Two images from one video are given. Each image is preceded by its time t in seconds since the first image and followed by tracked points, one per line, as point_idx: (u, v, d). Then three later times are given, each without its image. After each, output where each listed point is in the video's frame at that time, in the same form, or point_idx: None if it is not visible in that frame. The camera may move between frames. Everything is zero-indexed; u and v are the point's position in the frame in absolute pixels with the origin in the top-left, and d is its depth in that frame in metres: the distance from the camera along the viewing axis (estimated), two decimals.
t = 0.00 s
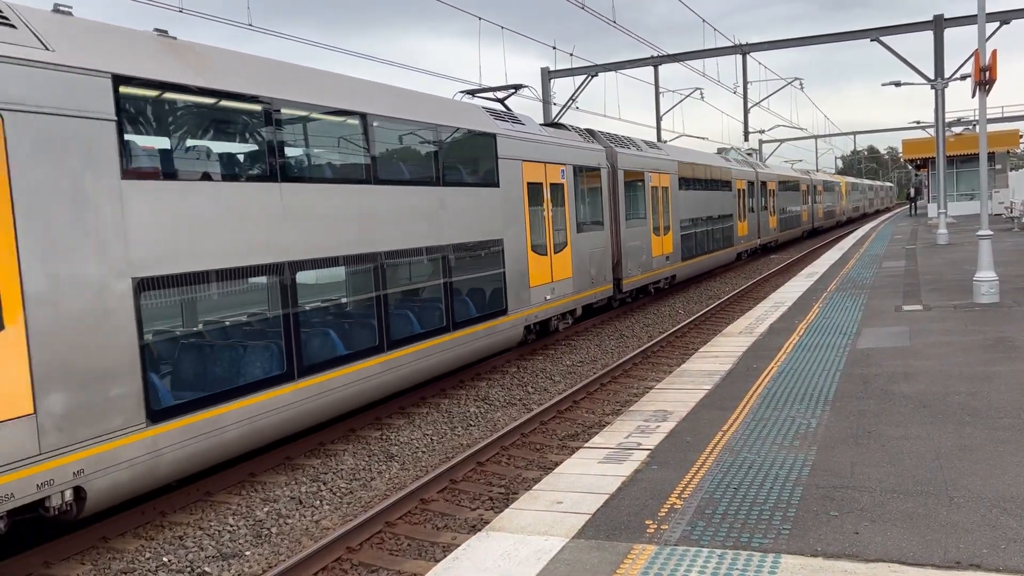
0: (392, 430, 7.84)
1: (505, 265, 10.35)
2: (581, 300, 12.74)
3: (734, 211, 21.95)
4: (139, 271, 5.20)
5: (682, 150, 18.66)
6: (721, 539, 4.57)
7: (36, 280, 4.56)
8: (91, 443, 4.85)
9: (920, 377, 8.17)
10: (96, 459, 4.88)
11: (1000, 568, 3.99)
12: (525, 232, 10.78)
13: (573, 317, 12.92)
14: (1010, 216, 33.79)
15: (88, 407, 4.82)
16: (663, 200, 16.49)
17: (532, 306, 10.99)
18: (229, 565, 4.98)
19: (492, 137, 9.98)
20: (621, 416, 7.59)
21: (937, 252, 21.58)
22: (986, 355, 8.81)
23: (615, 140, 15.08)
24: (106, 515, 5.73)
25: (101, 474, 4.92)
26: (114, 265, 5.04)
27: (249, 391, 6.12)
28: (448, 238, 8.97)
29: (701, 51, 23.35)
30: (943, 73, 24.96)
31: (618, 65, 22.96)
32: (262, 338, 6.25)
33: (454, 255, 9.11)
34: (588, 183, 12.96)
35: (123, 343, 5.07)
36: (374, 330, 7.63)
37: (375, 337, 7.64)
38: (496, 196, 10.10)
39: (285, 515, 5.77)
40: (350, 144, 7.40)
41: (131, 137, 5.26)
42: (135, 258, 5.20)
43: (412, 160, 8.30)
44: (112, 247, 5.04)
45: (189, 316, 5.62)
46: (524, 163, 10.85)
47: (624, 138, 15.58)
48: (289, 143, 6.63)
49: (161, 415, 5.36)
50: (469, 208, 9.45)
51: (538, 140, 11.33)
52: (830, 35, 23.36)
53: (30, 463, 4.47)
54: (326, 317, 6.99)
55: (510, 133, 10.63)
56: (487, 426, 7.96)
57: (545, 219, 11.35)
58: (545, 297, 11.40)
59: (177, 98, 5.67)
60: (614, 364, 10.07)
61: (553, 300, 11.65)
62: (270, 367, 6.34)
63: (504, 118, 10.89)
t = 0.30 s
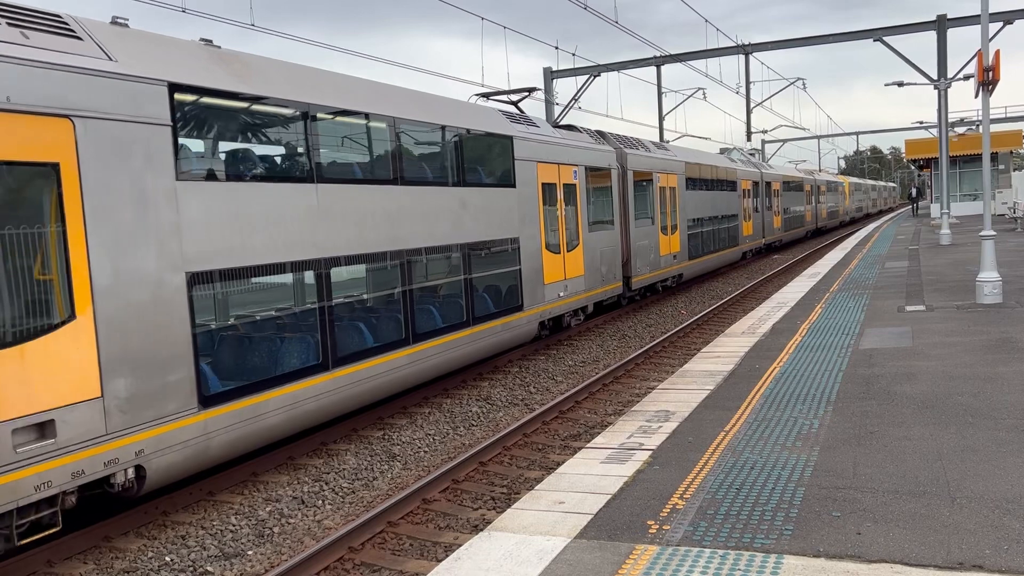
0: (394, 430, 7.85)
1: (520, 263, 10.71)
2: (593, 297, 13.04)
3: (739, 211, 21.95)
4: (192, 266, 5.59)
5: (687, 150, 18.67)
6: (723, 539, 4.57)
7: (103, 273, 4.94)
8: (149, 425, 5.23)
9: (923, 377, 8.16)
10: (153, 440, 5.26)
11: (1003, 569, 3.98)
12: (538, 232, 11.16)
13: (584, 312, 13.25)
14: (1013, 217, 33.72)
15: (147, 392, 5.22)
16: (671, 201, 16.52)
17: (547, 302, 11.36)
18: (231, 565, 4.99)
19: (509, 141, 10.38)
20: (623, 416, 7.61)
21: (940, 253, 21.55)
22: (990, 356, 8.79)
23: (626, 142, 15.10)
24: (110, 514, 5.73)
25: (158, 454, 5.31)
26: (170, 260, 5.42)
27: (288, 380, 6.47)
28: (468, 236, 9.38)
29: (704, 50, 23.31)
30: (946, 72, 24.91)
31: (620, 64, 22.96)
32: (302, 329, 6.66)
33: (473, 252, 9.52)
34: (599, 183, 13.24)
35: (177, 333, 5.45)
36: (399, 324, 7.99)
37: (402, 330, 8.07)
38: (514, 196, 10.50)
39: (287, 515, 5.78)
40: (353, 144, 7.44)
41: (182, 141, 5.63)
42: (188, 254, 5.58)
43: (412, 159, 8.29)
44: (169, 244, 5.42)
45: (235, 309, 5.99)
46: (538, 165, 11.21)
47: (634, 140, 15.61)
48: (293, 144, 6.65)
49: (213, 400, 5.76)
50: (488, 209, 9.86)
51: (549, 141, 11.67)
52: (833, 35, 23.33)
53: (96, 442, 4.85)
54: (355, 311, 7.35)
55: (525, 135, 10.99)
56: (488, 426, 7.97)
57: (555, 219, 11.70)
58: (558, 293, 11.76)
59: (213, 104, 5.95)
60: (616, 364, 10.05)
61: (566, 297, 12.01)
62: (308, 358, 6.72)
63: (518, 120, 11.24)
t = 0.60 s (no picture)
0: (396, 430, 7.85)
1: (534, 260, 10.91)
2: (603, 295, 13.14)
3: (743, 211, 21.91)
4: (233, 262, 5.91)
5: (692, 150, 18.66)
6: (724, 540, 4.57)
7: (153, 268, 5.26)
8: (194, 412, 5.54)
9: (925, 378, 8.15)
10: (198, 426, 5.57)
11: (1006, 571, 3.98)
12: (551, 232, 11.30)
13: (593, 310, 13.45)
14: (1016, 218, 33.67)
15: (193, 380, 5.53)
16: (678, 202, 16.52)
17: (559, 300, 11.52)
18: (232, 565, 4.99)
19: (524, 143, 10.60)
20: (625, 417, 7.62)
21: (943, 254, 21.53)
22: (992, 357, 8.78)
23: (633, 143, 15.12)
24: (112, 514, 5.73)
25: (202, 440, 5.62)
26: (213, 257, 5.74)
27: (319, 371, 6.79)
28: (486, 235, 9.67)
29: (706, 51, 23.27)
30: (949, 73, 24.86)
31: (623, 65, 22.94)
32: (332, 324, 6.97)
33: (490, 249, 9.78)
34: (609, 183, 13.31)
35: (219, 325, 5.76)
36: (421, 319, 8.31)
37: (422, 326, 8.36)
38: (530, 197, 10.74)
39: (289, 515, 5.78)
40: (358, 144, 7.45)
41: (222, 144, 5.93)
42: (228, 250, 5.89)
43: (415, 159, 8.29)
44: (211, 241, 5.74)
45: (273, 303, 6.32)
46: (551, 166, 11.37)
47: (641, 141, 15.62)
48: (295, 144, 6.66)
49: (251, 389, 6.06)
50: (505, 209, 10.13)
51: (562, 143, 11.82)
52: (836, 35, 23.30)
53: (146, 428, 5.17)
54: (381, 306, 7.68)
55: (538, 137, 11.17)
56: (491, 427, 7.97)
57: (567, 218, 11.79)
58: (569, 291, 11.88)
59: (245, 106, 6.20)
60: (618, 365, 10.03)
61: (577, 295, 12.12)
62: (336, 351, 7.03)
63: (531, 122, 11.40)
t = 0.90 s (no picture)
0: (397, 430, 7.85)
1: (545, 259, 10.94)
2: (612, 294, 13.18)
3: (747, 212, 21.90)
4: (264, 259, 6.16)
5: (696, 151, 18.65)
6: (726, 541, 4.56)
7: (192, 265, 5.53)
8: (228, 402, 5.79)
9: (928, 379, 8.14)
10: (232, 415, 5.83)
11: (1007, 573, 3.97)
12: (561, 232, 11.33)
13: (601, 309, 13.55)
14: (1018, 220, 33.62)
15: (226, 371, 5.78)
16: (682, 203, 16.53)
17: (568, 299, 11.55)
18: (234, 565, 4.99)
19: (534, 144, 10.64)
20: (627, 418, 7.62)
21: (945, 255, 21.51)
22: (995, 359, 8.76)
23: (639, 144, 15.13)
24: (113, 515, 5.74)
25: (236, 428, 5.88)
26: (245, 254, 5.99)
27: (343, 364, 7.04)
28: (500, 234, 9.80)
29: (709, 52, 23.26)
30: (951, 74, 24.83)
31: (626, 66, 22.95)
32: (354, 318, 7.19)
33: (504, 248, 9.90)
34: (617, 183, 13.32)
35: (250, 320, 6.01)
36: (437, 315, 8.51)
37: (439, 322, 8.56)
38: (541, 197, 10.78)
39: (291, 515, 5.78)
40: (359, 144, 7.41)
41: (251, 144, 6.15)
42: (259, 248, 6.14)
43: (416, 160, 8.23)
44: (244, 239, 6.00)
45: (299, 299, 6.56)
46: (561, 167, 11.39)
47: (646, 142, 15.63)
48: (296, 142, 6.64)
49: (280, 381, 6.31)
50: (518, 209, 10.21)
51: (572, 144, 11.86)
52: (839, 37, 23.28)
53: (184, 416, 5.42)
54: (400, 302, 7.89)
55: (548, 138, 11.19)
56: (493, 427, 7.98)
57: (576, 218, 11.81)
58: (578, 290, 11.90)
59: (265, 108, 6.35)
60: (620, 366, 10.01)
61: (586, 293, 12.13)
62: (358, 345, 7.25)
63: (540, 124, 11.42)
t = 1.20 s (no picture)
0: (398, 430, 7.86)
1: (553, 258, 10.95)
2: (619, 292, 13.20)
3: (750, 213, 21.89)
4: (287, 257, 6.30)
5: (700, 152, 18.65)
6: (727, 542, 4.56)
7: (222, 261, 5.70)
8: (255, 394, 5.96)
9: (929, 381, 8.12)
10: (259, 407, 6.00)
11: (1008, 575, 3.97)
12: (570, 233, 11.35)
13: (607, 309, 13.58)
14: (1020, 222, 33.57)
15: (254, 364, 5.96)
16: (687, 204, 16.53)
17: (576, 297, 11.57)
18: (235, 564, 5.00)
19: (544, 147, 10.67)
20: (628, 419, 7.62)
21: (946, 257, 21.46)
22: (997, 361, 8.74)
23: (645, 145, 15.14)
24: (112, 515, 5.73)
25: (262, 419, 6.05)
26: (272, 252, 6.15)
27: (362, 359, 7.17)
28: (512, 234, 9.85)
29: (712, 53, 23.25)
30: (954, 76, 24.80)
31: (628, 67, 22.95)
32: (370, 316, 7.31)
33: (516, 248, 9.95)
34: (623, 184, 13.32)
35: (277, 315, 6.17)
36: (451, 313, 8.59)
37: (453, 319, 8.65)
38: (550, 197, 10.79)
39: (291, 515, 5.78)
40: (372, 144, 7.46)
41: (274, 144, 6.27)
42: (285, 246, 6.30)
43: (426, 160, 8.24)
44: (270, 236, 6.15)
45: (317, 296, 6.67)
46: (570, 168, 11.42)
47: (651, 143, 15.63)
48: (300, 141, 6.57)
49: (303, 374, 6.46)
50: (529, 210, 10.25)
51: (580, 146, 11.88)
52: (841, 38, 23.27)
53: (214, 407, 5.60)
54: (415, 300, 7.99)
55: (557, 140, 11.20)
56: (494, 427, 7.98)
57: (584, 219, 11.82)
58: (586, 289, 11.91)
59: (283, 110, 6.42)
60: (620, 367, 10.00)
61: (593, 292, 12.14)
62: (376, 341, 7.38)
63: (549, 126, 11.44)
